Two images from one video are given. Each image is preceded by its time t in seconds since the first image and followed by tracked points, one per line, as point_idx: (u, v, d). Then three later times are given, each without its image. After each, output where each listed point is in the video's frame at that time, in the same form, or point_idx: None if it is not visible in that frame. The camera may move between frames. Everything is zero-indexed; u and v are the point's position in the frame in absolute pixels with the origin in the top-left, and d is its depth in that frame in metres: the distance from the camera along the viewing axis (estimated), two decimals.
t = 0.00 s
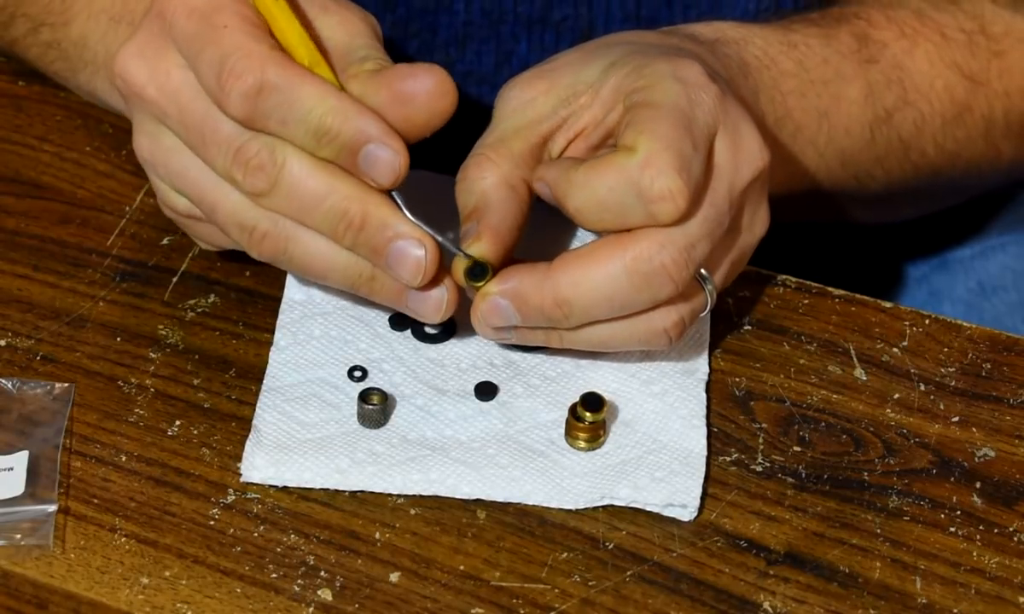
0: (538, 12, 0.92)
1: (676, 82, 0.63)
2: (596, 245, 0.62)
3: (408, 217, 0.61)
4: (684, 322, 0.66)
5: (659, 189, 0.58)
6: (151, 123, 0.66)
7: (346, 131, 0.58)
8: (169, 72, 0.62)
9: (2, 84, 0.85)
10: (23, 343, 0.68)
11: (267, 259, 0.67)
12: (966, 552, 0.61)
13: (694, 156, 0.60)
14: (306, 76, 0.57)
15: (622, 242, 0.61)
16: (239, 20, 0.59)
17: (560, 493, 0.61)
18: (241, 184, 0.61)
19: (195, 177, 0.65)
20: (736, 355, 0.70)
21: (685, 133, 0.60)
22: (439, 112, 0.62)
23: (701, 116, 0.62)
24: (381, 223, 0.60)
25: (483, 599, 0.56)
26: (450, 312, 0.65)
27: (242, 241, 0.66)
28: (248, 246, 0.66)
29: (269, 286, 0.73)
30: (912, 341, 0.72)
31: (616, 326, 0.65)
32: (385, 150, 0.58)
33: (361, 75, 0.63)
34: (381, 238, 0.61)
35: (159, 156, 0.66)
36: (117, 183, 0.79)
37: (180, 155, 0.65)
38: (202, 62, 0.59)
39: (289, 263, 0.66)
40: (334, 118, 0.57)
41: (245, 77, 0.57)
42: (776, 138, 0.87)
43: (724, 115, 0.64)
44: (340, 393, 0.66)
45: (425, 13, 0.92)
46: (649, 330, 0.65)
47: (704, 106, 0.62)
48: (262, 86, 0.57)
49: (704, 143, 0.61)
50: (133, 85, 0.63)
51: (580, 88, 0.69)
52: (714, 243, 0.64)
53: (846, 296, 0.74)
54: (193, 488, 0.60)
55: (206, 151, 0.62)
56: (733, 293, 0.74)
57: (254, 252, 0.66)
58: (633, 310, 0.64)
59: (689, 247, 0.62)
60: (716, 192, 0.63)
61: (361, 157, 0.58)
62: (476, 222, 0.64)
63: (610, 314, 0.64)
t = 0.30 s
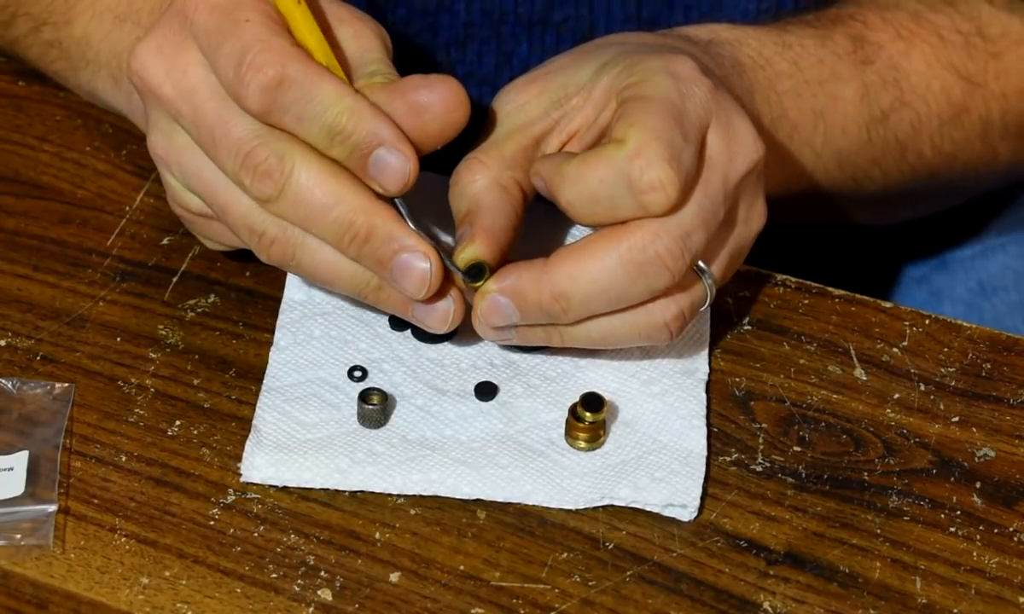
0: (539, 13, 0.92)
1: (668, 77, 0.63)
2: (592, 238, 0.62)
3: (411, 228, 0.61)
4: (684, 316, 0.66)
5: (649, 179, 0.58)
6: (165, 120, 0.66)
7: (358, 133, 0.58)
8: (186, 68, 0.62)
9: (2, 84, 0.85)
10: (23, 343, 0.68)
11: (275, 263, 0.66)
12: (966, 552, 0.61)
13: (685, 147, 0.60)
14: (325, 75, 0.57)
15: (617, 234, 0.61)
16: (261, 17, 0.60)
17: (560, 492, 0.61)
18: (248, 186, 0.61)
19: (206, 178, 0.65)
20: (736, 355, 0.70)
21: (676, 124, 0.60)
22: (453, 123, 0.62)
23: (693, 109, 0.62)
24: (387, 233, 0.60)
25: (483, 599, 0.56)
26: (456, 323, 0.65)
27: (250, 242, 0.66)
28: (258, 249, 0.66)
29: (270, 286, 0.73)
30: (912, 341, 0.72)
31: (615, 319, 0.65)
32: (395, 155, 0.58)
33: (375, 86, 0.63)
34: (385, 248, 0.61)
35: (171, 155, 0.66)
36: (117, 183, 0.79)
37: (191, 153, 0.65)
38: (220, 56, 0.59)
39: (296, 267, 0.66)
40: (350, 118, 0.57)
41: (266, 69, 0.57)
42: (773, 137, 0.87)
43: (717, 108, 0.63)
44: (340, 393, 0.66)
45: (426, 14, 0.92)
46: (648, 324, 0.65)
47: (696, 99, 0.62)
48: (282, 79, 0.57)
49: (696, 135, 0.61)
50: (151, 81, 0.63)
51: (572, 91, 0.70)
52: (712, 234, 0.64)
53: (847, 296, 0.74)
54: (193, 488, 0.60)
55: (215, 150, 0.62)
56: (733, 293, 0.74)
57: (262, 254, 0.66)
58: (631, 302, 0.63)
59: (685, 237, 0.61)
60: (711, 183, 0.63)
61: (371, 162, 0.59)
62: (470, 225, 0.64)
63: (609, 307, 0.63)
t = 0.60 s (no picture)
0: (538, 11, 0.92)
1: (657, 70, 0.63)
2: (588, 232, 0.62)
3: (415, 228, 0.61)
4: (684, 306, 0.66)
5: (638, 168, 0.58)
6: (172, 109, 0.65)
7: (368, 125, 0.58)
8: (197, 57, 0.61)
9: (2, 84, 0.85)
10: (23, 343, 0.68)
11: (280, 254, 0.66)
12: (966, 552, 0.61)
13: (676, 137, 0.60)
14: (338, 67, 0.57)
15: (612, 225, 0.61)
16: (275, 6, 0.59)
17: (560, 492, 0.61)
18: (252, 178, 0.61)
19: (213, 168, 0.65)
20: (736, 355, 0.70)
21: (665, 114, 0.60)
22: (458, 129, 0.62)
23: (682, 100, 0.62)
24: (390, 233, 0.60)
25: (483, 599, 0.56)
26: (456, 327, 0.65)
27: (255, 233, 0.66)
28: (263, 241, 0.66)
29: (270, 286, 0.73)
30: (912, 341, 0.72)
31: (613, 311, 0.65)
32: (401, 151, 0.58)
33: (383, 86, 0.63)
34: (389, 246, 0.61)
35: (178, 145, 0.66)
36: (117, 183, 0.79)
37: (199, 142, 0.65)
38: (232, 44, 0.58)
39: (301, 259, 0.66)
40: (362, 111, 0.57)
41: (280, 57, 0.56)
42: (769, 137, 0.87)
43: (708, 98, 0.63)
44: (340, 393, 0.66)
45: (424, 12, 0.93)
46: (648, 315, 0.65)
47: (685, 90, 0.62)
48: (296, 67, 0.56)
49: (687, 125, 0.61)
50: (161, 69, 0.63)
51: (566, 92, 0.70)
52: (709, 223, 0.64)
53: (846, 296, 0.74)
54: (193, 488, 0.60)
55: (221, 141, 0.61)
56: (733, 293, 0.74)
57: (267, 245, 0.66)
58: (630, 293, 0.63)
59: (681, 224, 0.61)
60: (705, 172, 0.62)
61: (378, 157, 0.59)
62: (467, 228, 0.64)
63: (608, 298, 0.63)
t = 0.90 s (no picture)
0: (537, 9, 0.92)
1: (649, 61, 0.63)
2: (579, 223, 0.61)
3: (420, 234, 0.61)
4: (682, 292, 0.65)
5: (615, 157, 0.58)
6: (179, 104, 0.65)
7: (373, 123, 0.58)
8: (208, 53, 0.61)
9: (2, 84, 0.85)
10: (23, 343, 0.67)
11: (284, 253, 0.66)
12: (966, 552, 0.61)
13: (661, 124, 0.59)
14: (347, 66, 0.57)
15: (603, 214, 0.61)
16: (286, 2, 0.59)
17: (560, 492, 0.61)
18: (259, 176, 0.61)
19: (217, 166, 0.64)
20: (736, 355, 0.70)
21: (651, 101, 0.59)
22: (461, 133, 0.62)
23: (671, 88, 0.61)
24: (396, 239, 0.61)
25: (483, 599, 0.56)
26: (457, 333, 0.65)
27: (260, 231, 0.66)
28: (267, 239, 0.66)
29: (270, 286, 0.73)
30: (912, 341, 0.72)
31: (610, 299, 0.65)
32: (404, 151, 0.58)
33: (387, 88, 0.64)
34: (393, 250, 0.61)
35: (183, 140, 0.66)
36: (117, 182, 0.79)
37: (205, 139, 0.64)
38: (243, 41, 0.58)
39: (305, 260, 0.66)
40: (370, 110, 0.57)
41: (293, 53, 0.56)
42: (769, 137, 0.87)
43: (700, 86, 0.63)
44: (340, 393, 0.66)
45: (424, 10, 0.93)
46: (646, 302, 0.65)
47: (675, 79, 0.62)
48: (308, 64, 0.56)
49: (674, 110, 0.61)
50: (170, 63, 0.62)
51: (563, 92, 0.70)
52: (704, 209, 0.63)
53: (846, 296, 0.74)
54: (193, 488, 0.60)
55: (228, 138, 0.61)
56: (733, 293, 0.74)
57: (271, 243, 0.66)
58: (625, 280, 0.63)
59: (672, 207, 0.61)
60: (696, 158, 0.61)
61: (381, 157, 0.59)
62: (467, 228, 0.64)
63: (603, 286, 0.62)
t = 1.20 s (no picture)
0: (537, 7, 0.92)
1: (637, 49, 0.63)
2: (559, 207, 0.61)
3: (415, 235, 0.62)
4: (666, 279, 0.65)
5: (586, 142, 0.58)
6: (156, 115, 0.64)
7: (352, 123, 0.58)
8: (181, 67, 0.60)
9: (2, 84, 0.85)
10: (23, 343, 0.67)
11: (273, 256, 0.67)
12: (966, 552, 0.61)
13: (635, 111, 0.59)
14: (322, 70, 0.57)
15: (582, 198, 0.61)
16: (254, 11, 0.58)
17: (559, 492, 0.61)
18: (247, 187, 0.61)
19: (200, 175, 0.64)
20: (735, 355, 0.70)
21: (630, 88, 0.59)
22: (433, 121, 0.62)
23: (655, 76, 0.61)
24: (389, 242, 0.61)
25: (483, 599, 0.56)
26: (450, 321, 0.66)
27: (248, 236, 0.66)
28: (256, 243, 0.66)
29: (270, 286, 0.73)
30: (912, 341, 0.72)
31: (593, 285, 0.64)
32: (383, 145, 0.59)
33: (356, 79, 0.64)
34: (388, 252, 0.61)
35: (162, 151, 0.65)
36: (117, 182, 0.79)
37: (185, 148, 0.64)
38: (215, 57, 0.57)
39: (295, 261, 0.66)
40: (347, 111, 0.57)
41: (268, 68, 0.55)
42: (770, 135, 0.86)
43: (686, 75, 0.62)
44: (340, 393, 0.66)
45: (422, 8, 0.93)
46: (630, 289, 0.65)
47: (659, 67, 0.62)
48: (285, 77, 0.56)
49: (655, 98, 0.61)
50: (143, 77, 0.61)
51: (562, 87, 0.70)
52: (687, 195, 0.63)
53: (846, 296, 0.74)
54: (193, 488, 0.60)
55: (212, 152, 0.61)
56: (733, 293, 0.74)
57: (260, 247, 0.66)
58: (605, 263, 0.62)
59: (652, 189, 0.61)
60: (677, 143, 0.61)
61: (361, 152, 0.59)
62: (461, 218, 0.65)
63: (584, 271, 0.62)
